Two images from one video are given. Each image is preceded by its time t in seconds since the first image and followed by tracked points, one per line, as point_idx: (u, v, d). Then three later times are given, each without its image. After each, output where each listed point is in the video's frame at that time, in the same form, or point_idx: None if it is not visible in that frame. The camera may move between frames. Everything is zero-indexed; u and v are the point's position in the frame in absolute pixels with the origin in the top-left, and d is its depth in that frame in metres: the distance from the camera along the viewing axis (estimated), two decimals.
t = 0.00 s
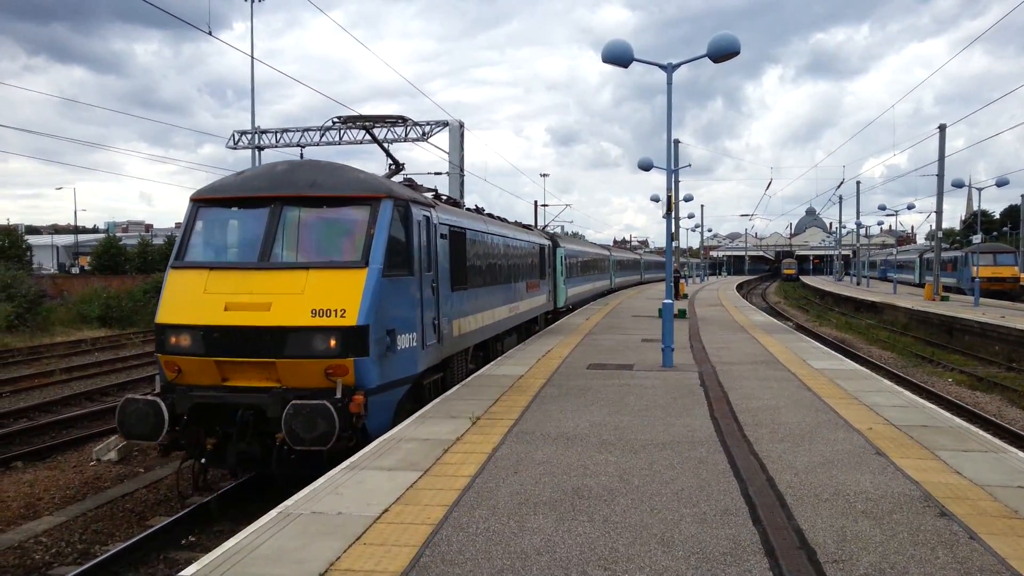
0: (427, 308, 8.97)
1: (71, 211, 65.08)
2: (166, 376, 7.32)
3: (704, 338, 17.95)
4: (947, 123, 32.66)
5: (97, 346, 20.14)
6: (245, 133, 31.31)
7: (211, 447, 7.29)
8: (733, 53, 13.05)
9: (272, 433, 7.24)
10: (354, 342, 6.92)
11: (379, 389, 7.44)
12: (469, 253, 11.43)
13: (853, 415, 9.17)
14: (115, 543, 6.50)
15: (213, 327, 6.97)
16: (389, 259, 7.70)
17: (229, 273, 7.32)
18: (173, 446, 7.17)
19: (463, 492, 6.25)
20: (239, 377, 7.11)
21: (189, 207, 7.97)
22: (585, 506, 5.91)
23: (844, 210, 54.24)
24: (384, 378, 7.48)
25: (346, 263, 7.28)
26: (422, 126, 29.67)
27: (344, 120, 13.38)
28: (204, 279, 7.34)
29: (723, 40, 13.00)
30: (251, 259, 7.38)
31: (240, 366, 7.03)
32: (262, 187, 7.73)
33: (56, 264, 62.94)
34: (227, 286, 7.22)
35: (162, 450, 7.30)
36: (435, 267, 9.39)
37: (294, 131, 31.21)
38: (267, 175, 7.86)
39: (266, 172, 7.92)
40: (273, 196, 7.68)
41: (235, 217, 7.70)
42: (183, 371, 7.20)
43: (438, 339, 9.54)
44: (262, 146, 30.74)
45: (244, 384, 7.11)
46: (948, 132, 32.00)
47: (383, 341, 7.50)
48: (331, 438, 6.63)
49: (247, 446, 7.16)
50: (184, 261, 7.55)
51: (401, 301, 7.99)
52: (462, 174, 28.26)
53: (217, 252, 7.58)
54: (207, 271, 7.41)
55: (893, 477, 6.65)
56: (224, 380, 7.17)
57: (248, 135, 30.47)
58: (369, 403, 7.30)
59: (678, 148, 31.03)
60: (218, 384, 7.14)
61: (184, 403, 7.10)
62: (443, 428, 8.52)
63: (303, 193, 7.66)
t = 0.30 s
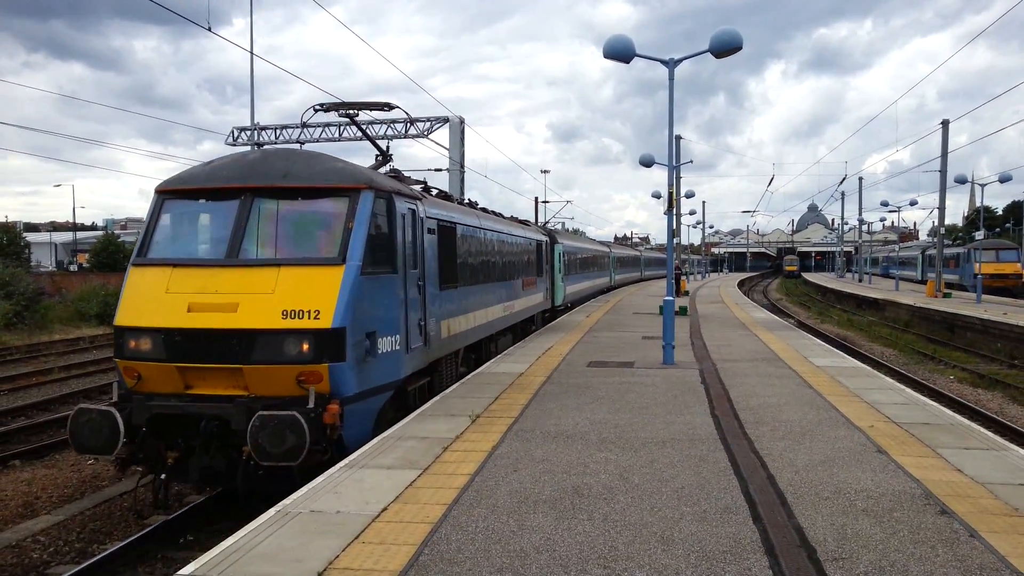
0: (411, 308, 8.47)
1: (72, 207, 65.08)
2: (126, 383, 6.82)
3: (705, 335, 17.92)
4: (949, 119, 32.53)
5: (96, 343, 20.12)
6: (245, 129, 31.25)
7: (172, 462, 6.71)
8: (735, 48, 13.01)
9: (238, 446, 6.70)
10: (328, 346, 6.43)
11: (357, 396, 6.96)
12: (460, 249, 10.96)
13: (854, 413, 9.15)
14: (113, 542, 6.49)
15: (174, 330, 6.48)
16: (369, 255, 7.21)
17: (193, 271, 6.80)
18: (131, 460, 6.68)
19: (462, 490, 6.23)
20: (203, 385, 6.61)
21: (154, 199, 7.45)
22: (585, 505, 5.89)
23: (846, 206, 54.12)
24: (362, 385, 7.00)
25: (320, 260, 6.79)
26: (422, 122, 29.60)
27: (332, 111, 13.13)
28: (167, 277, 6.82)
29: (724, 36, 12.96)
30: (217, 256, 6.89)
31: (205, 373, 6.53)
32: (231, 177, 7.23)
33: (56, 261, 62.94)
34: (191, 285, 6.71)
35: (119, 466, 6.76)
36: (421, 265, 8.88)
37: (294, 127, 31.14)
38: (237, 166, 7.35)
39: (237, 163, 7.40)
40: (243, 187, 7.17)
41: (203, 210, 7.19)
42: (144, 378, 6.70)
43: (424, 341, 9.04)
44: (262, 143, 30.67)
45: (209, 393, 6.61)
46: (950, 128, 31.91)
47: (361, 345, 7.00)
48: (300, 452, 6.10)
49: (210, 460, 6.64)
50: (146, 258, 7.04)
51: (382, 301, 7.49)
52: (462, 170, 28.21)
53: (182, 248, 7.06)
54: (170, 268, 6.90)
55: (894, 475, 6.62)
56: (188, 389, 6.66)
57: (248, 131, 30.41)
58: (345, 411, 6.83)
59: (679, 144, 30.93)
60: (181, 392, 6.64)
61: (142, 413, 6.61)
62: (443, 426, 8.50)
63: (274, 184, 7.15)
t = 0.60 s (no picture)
0: (391, 308, 7.91)
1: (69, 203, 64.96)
2: (78, 390, 6.28)
3: (703, 330, 17.94)
4: (945, 116, 32.13)
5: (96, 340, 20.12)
6: (243, 125, 31.18)
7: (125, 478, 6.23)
8: (733, 43, 12.98)
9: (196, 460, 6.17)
10: (296, 350, 5.89)
11: (330, 403, 6.43)
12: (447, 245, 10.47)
13: (852, 407, 9.16)
14: (113, 537, 6.50)
15: (127, 333, 5.94)
16: (343, 249, 6.65)
17: (149, 268, 6.25)
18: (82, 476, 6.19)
19: (461, 485, 6.23)
20: (159, 393, 6.09)
21: (110, 189, 6.89)
22: (584, 500, 5.89)
23: (844, 201, 54.14)
24: (335, 391, 6.45)
25: (287, 255, 6.23)
26: (420, 118, 29.55)
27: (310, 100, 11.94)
28: (120, 275, 6.27)
29: (722, 31, 12.94)
30: (176, 251, 6.35)
31: (161, 380, 6.00)
32: (192, 165, 6.66)
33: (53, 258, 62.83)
34: (146, 283, 6.16)
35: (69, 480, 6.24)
36: (402, 261, 8.31)
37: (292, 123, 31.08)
38: (199, 152, 6.78)
39: (198, 149, 6.83)
40: (205, 176, 6.60)
41: (161, 201, 6.63)
42: (96, 385, 6.18)
43: (406, 342, 8.49)
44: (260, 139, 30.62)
45: (165, 401, 6.07)
46: (948, 123, 31.89)
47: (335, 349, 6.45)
48: (263, 468, 5.59)
49: (166, 476, 6.11)
50: (99, 253, 6.49)
51: (358, 300, 6.93)
52: (460, 166, 28.19)
53: (138, 243, 6.50)
54: (124, 265, 6.35)
55: (892, 469, 6.64)
56: (143, 397, 6.13)
57: (245, 127, 30.36)
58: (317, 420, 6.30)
59: (678, 139, 30.91)
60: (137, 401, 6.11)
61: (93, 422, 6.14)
62: (442, 421, 8.50)
63: (239, 172, 6.58)
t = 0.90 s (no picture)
0: (369, 310, 7.31)
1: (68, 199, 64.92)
2: (19, 400, 5.77)
3: (702, 328, 17.95)
4: (944, 114, 31.85)
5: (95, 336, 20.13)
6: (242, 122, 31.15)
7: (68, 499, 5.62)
8: (733, 41, 12.96)
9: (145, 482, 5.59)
10: (257, 358, 5.32)
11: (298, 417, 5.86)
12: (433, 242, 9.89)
13: (852, 406, 9.15)
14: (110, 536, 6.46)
15: (68, 338, 5.39)
16: (313, 246, 6.08)
17: (95, 266, 5.68)
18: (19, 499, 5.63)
19: (460, 483, 6.22)
20: (105, 405, 5.54)
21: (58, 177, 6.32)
22: (583, 498, 5.88)
23: (843, 199, 54.21)
24: (303, 402, 5.88)
25: (249, 252, 5.66)
26: (420, 114, 29.51)
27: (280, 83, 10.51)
28: (63, 273, 5.70)
29: (722, 28, 12.91)
30: (126, 247, 5.76)
31: (107, 390, 5.46)
32: (147, 152, 6.06)
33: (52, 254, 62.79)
34: (90, 283, 5.59)
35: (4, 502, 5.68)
36: (382, 259, 7.71)
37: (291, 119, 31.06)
38: (154, 137, 6.17)
39: (153, 134, 6.23)
40: (158, 163, 6.00)
41: (111, 191, 6.05)
42: (37, 395, 5.65)
43: (386, 347, 7.89)
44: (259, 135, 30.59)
45: (112, 414, 5.53)
46: (947, 121, 31.87)
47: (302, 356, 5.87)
48: (214, 494, 5.19)
49: (114, 499, 5.56)
50: (44, 248, 5.93)
51: (330, 302, 6.34)
52: (460, 164, 28.16)
53: (86, 237, 5.93)
54: (68, 261, 5.78)
55: (891, 468, 6.63)
56: (88, 409, 5.57)
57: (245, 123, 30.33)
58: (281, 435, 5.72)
59: (678, 137, 30.89)
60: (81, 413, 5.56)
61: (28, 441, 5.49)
62: (442, 419, 8.49)
63: (197, 159, 5.99)
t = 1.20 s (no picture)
0: (347, 314, 6.76)
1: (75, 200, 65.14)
2: None
3: (708, 327, 17.92)
4: (949, 112, 31.77)
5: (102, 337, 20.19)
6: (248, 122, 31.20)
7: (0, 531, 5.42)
8: (738, 38, 12.93)
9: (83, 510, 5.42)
10: (212, 372, 4.78)
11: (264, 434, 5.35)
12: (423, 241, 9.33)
13: (858, 405, 9.12)
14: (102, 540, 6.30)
15: (3, 349, 4.89)
16: (280, 245, 5.56)
17: (35, 270, 5.20)
18: None
19: (465, 483, 6.22)
20: (46, 425, 5.04)
21: (2, 172, 5.86)
22: (588, 497, 5.88)
23: (849, 197, 54.05)
24: (269, 419, 5.35)
25: (206, 252, 5.16)
26: (424, 114, 29.51)
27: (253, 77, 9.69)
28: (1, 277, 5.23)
29: (727, 26, 12.88)
30: (71, 246, 5.31)
31: (47, 407, 4.96)
32: (99, 141, 5.60)
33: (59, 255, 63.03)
34: (27, 289, 5.09)
35: None
36: (362, 259, 7.16)
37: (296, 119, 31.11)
38: (105, 127, 5.70)
39: (105, 123, 5.76)
40: (109, 156, 5.53)
41: (57, 186, 5.58)
42: None
43: (368, 354, 7.34)
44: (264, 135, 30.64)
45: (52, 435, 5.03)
46: (953, 119, 31.75)
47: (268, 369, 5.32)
48: (159, 526, 4.80)
49: (50, 528, 5.33)
50: None
51: (300, 307, 5.81)
52: (465, 163, 28.15)
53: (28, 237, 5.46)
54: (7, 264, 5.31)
55: (898, 467, 6.60)
56: (26, 429, 5.09)
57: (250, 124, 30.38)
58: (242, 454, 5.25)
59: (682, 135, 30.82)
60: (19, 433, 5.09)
61: None
62: (447, 418, 8.49)
63: (151, 150, 5.51)
